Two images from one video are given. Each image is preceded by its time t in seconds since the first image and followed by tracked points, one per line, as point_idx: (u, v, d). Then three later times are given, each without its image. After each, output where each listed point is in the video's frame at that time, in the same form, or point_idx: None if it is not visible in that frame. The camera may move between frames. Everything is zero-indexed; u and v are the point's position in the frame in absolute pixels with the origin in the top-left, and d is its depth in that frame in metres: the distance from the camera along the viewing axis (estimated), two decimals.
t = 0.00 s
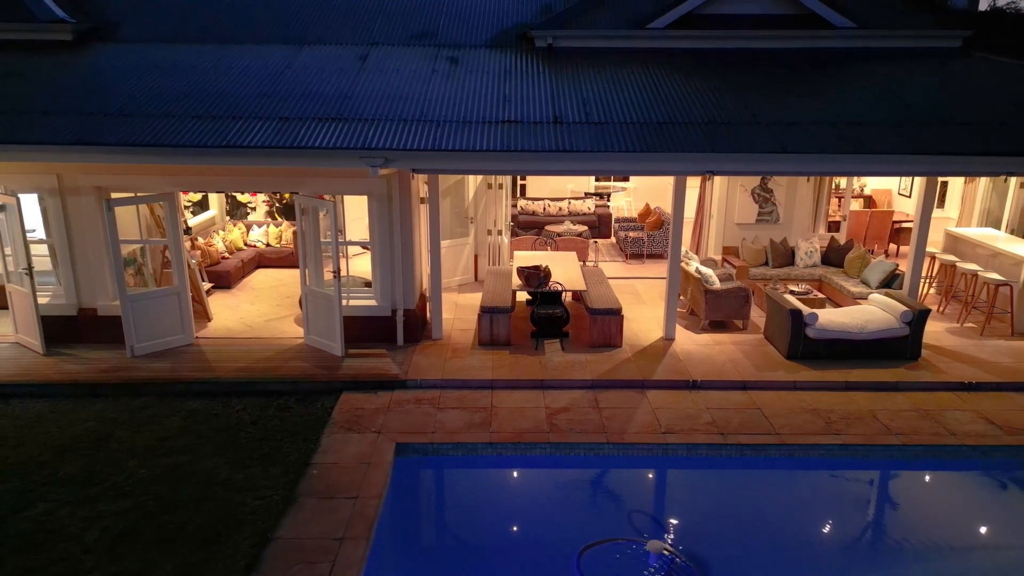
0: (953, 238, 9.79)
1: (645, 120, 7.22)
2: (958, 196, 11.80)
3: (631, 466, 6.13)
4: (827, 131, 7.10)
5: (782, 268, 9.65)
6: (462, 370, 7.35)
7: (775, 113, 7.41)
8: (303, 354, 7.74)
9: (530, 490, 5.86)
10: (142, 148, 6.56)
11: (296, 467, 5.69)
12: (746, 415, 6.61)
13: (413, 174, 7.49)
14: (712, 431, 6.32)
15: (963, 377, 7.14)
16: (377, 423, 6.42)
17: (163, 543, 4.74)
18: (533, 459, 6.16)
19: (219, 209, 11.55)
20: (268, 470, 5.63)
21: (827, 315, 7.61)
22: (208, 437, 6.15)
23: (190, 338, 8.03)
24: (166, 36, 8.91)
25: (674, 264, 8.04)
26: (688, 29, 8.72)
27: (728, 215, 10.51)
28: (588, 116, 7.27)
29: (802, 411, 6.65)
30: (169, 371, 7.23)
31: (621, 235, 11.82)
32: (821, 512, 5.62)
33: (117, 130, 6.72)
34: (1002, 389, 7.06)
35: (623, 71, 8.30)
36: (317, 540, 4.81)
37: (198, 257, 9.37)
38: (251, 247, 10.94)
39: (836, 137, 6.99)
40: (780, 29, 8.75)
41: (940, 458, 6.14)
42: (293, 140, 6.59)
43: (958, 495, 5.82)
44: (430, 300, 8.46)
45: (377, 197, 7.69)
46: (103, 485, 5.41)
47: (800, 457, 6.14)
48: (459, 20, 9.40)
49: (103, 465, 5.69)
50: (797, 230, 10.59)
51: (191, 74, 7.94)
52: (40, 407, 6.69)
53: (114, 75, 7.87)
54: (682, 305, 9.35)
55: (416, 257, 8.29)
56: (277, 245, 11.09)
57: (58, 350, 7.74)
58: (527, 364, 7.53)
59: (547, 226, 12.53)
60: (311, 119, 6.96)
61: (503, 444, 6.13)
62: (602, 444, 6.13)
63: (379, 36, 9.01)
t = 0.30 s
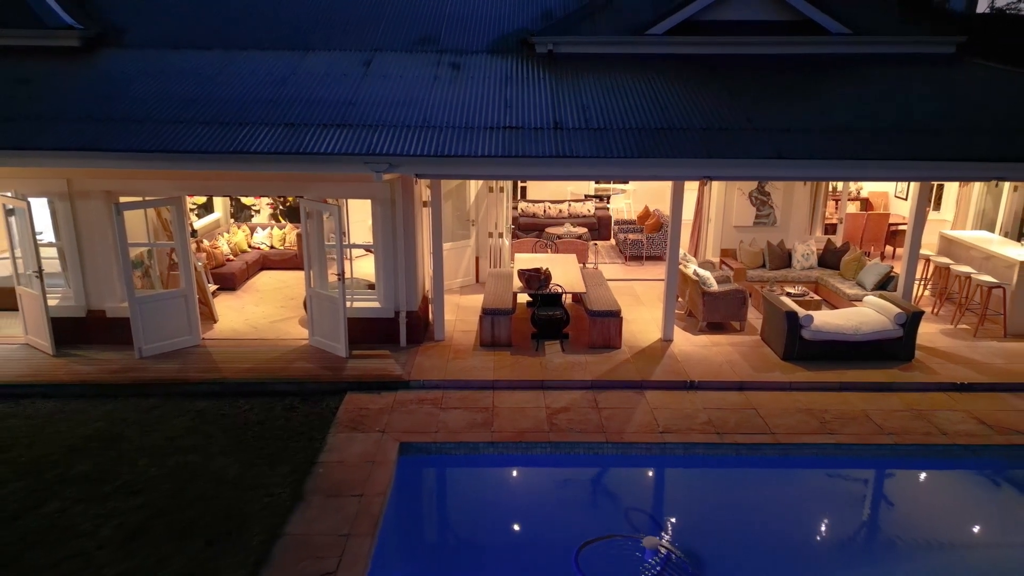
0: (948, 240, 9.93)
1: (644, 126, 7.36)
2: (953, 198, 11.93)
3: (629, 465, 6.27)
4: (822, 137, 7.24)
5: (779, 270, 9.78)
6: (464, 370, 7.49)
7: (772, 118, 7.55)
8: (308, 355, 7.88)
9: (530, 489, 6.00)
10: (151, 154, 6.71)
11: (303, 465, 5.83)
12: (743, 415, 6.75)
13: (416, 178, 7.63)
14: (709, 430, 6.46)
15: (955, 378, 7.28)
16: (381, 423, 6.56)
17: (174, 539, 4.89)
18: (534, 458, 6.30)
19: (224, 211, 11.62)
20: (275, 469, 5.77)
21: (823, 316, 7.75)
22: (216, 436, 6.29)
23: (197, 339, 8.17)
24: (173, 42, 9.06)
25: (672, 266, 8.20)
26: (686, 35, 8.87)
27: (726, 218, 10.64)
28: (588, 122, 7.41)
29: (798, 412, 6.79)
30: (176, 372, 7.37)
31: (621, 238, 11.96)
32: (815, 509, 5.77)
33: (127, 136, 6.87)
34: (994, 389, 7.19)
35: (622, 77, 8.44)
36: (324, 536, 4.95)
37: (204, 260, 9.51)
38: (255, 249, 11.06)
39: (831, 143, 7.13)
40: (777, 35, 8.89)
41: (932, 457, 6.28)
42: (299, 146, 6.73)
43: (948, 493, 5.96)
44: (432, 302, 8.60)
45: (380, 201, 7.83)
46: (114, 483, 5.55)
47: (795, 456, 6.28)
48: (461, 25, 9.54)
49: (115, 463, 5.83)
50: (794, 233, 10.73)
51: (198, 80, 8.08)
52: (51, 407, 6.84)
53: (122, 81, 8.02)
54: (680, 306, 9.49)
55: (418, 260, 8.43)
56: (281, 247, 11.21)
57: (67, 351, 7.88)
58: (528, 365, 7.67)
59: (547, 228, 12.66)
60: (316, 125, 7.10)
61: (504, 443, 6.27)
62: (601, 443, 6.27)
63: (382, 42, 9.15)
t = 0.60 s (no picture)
0: (940, 243, 10.13)
1: (642, 132, 7.56)
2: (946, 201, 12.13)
3: (627, 462, 6.46)
4: (815, 143, 7.43)
5: (774, 273, 9.96)
6: (466, 371, 7.69)
7: (766, 125, 7.74)
8: (314, 355, 8.08)
9: (530, 486, 6.20)
10: (162, 160, 6.91)
11: (311, 462, 6.02)
12: (737, 413, 6.95)
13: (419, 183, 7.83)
14: (704, 429, 6.65)
15: (945, 378, 7.47)
16: (386, 421, 6.75)
17: (189, 532, 5.08)
18: (534, 455, 6.49)
19: (230, 214, 11.81)
20: (284, 466, 5.97)
21: (816, 318, 7.95)
22: (226, 434, 6.48)
23: (205, 340, 8.37)
24: (181, 49, 9.26)
25: (669, 269, 8.40)
26: (684, 43, 9.08)
27: (723, 221, 10.84)
28: (587, 129, 7.60)
29: (791, 410, 6.99)
30: (186, 372, 7.57)
31: (620, 240, 12.14)
32: (805, 505, 5.97)
33: (139, 143, 7.07)
34: (982, 389, 7.39)
35: (621, 84, 8.64)
36: (332, 530, 5.15)
37: (211, 262, 9.70)
38: (260, 252, 11.22)
39: (823, 149, 7.32)
40: (771, 42, 9.09)
41: (921, 454, 6.47)
42: (306, 152, 6.93)
43: (936, 490, 6.16)
44: (434, 304, 8.79)
45: (385, 206, 8.03)
46: (129, 479, 5.75)
47: (788, 454, 6.48)
48: (463, 33, 9.75)
49: (129, 460, 6.03)
50: (789, 236, 10.92)
51: (206, 87, 8.29)
52: (65, 406, 7.03)
53: (133, 88, 8.22)
54: (678, 308, 9.69)
55: (421, 262, 8.62)
56: (286, 250, 11.38)
57: (79, 352, 8.08)
58: (529, 365, 7.87)
59: (547, 230, 12.85)
60: (323, 131, 7.30)
61: (506, 441, 6.47)
62: (599, 441, 6.47)
63: (386, 49, 9.35)
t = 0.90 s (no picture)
0: (930, 246, 10.37)
1: (639, 139, 7.80)
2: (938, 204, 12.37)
3: (623, 459, 6.71)
4: (807, 150, 7.67)
5: (769, 275, 10.19)
6: (469, 370, 7.93)
7: (759, 132, 7.98)
8: (320, 355, 8.32)
9: (531, 481, 6.45)
10: (175, 167, 7.16)
11: (320, 458, 6.27)
12: (731, 411, 7.19)
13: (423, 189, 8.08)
14: (698, 426, 6.89)
15: (932, 377, 7.72)
16: (392, 419, 7.00)
17: (205, 524, 5.33)
18: (534, 451, 6.74)
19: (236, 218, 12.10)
20: (295, 461, 6.22)
21: (808, 319, 8.18)
22: (237, 431, 6.73)
23: (215, 340, 8.61)
24: (191, 57, 9.51)
25: (666, 271, 8.65)
26: (680, 51, 9.32)
27: (719, 224, 11.07)
28: (586, 136, 7.85)
29: (783, 409, 7.23)
30: (197, 371, 7.81)
31: (619, 242, 12.39)
32: (794, 500, 6.22)
33: (153, 150, 7.32)
34: (969, 388, 7.62)
35: (619, 92, 8.89)
36: (342, 522, 5.39)
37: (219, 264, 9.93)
38: (267, 254, 11.51)
39: (814, 156, 7.55)
40: (765, 51, 9.34)
41: (907, 451, 6.71)
42: (314, 159, 7.18)
43: (920, 486, 6.40)
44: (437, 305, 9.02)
45: (389, 210, 8.28)
46: (146, 474, 5.99)
47: (779, 450, 6.72)
48: (465, 41, 10.00)
49: (145, 456, 6.28)
50: (784, 238, 11.15)
51: (216, 95, 8.54)
52: (81, 404, 7.28)
53: (145, 96, 8.46)
54: (674, 309, 9.92)
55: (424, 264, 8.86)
56: (292, 251, 11.66)
57: (93, 352, 8.33)
58: (529, 365, 8.11)
59: (547, 233, 13.09)
60: (330, 139, 7.54)
61: (507, 438, 6.71)
62: (597, 438, 6.71)
63: (390, 56, 9.60)
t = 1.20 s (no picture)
0: (920, 247, 10.64)
1: (636, 144, 8.08)
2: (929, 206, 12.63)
3: (620, 451, 6.98)
4: (798, 154, 7.94)
5: (763, 275, 10.46)
6: (471, 367, 8.20)
7: (752, 137, 8.25)
8: (328, 353, 8.59)
9: (531, 473, 6.73)
10: (189, 170, 7.44)
11: (330, 450, 6.55)
12: (724, 406, 7.46)
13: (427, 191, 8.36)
14: (693, 421, 7.16)
15: (919, 374, 7.99)
16: (398, 413, 7.27)
17: (221, 512, 5.61)
18: (534, 444, 7.01)
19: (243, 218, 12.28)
20: (305, 453, 6.49)
21: (800, 318, 8.46)
22: (249, 425, 7.01)
23: (225, 338, 8.89)
24: (201, 63, 9.80)
25: (662, 271, 8.92)
26: (676, 58, 9.60)
27: (715, 226, 11.33)
28: (584, 141, 8.12)
29: (774, 404, 7.50)
30: (209, 368, 8.09)
31: (617, 243, 12.66)
32: (783, 490, 6.50)
33: (168, 156, 7.60)
34: (955, 384, 7.89)
35: (617, 97, 9.17)
36: (352, 509, 5.67)
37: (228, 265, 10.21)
38: (273, 254, 11.71)
39: (805, 160, 7.82)
40: (758, 57, 9.62)
41: (893, 444, 6.98)
42: (323, 164, 7.46)
43: (904, 477, 6.68)
44: (441, 304, 9.30)
45: (394, 212, 8.56)
46: (164, 465, 6.27)
47: (770, 443, 6.99)
48: (467, 47, 10.28)
49: (162, 449, 6.55)
50: (778, 239, 11.42)
51: (227, 100, 8.82)
52: (98, 399, 7.56)
53: (158, 102, 8.74)
54: (671, 309, 10.19)
55: (428, 265, 9.13)
56: (297, 252, 11.86)
57: (107, 349, 8.61)
58: (530, 362, 8.38)
59: (547, 234, 13.37)
60: (338, 144, 7.82)
61: (509, 431, 6.99)
62: (595, 432, 6.99)
63: (394, 63, 9.89)
